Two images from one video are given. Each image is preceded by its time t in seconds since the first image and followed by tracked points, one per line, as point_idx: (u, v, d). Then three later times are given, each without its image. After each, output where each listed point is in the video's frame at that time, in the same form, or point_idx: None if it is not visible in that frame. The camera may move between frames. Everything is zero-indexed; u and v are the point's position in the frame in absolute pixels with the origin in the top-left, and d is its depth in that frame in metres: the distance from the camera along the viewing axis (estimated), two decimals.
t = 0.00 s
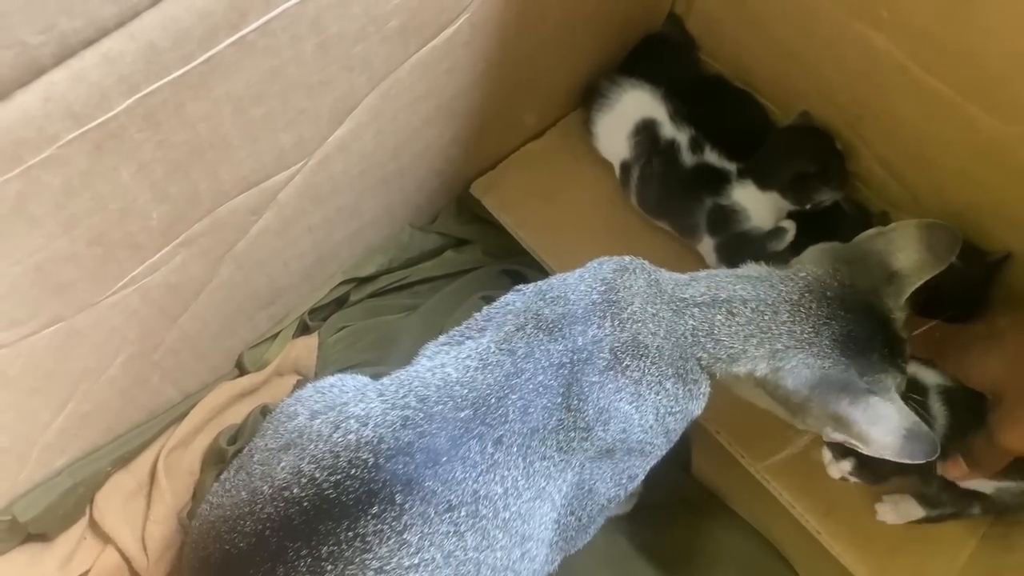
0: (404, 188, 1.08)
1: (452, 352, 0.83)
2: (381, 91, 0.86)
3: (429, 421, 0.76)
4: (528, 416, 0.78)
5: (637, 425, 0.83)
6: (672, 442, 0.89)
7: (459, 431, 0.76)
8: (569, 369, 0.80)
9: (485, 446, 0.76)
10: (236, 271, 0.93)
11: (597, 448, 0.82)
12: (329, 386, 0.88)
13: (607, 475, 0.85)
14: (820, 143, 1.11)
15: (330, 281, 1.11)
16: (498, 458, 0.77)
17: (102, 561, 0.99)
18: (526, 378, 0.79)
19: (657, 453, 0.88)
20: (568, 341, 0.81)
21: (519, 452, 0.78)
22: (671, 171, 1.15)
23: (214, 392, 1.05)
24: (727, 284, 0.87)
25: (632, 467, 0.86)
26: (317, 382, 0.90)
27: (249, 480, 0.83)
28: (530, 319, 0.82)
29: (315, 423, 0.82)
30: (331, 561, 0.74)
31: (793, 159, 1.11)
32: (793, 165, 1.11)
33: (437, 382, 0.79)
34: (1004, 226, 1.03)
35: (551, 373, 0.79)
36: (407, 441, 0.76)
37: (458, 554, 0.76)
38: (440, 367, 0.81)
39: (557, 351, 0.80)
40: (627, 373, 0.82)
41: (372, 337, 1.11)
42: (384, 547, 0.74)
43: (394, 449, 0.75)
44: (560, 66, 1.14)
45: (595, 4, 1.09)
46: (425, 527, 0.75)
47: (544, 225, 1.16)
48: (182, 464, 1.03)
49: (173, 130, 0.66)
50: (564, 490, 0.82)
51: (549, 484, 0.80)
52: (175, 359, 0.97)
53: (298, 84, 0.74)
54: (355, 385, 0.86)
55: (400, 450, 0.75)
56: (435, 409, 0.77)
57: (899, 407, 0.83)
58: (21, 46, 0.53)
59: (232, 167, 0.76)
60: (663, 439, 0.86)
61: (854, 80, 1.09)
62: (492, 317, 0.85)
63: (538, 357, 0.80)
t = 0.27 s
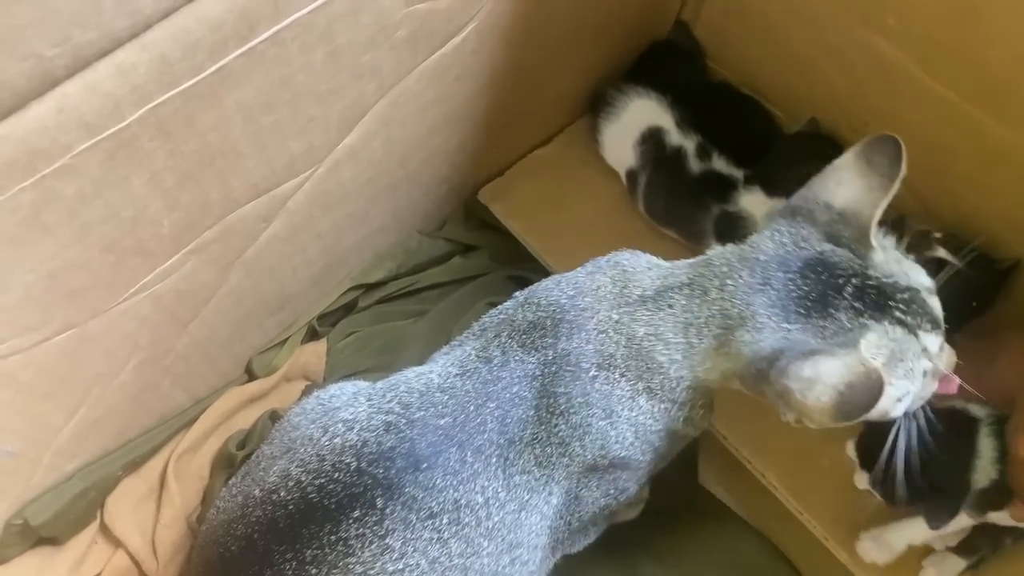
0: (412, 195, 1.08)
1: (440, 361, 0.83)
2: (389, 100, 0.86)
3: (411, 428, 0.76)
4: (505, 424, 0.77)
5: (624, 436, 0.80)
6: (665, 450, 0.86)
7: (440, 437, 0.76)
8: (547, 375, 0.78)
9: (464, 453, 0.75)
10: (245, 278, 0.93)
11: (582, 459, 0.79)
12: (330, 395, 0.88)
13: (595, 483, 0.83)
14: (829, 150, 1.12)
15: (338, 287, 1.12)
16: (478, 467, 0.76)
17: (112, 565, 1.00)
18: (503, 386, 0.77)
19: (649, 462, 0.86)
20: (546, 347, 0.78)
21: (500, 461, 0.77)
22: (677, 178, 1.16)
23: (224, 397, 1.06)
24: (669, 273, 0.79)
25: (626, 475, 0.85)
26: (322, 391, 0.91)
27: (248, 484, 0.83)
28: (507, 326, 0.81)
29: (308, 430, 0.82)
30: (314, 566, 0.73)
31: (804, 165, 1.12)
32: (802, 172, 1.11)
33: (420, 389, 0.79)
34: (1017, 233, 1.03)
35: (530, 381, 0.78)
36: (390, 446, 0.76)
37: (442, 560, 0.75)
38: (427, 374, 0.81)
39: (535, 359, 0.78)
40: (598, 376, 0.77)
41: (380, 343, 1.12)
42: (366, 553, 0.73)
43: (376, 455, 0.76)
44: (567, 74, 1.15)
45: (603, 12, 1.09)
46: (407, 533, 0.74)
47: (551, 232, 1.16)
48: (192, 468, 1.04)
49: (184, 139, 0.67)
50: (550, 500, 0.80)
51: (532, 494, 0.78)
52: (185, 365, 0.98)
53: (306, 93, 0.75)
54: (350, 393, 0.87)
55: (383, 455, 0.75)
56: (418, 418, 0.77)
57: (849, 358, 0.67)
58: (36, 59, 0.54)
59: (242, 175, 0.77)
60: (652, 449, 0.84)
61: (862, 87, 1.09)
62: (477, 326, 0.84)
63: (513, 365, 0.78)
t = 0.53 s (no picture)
0: (411, 213, 1.11)
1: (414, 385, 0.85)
2: (385, 122, 0.89)
3: (378, 451, 0.78)
4: (466, 451, 0.78)
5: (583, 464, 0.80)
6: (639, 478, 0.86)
7: (405, 461, 0.77)
8: (507, 400, 0.79)
9: (426, 478, 0.77)
10: (248, 294, 0.96)
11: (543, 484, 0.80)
12: (319, 413, 0.90)
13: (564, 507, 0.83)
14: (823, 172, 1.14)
15: (340, 301, 1.15)
16: (440, 491, 0.77)
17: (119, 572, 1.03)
18: (466, 412, 0.79)
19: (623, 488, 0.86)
20: (507, 373, 0.79)
21: (463, 486, 0.78)
22: (672, 198, 1.17)
23: (228, 409, 1.09)
24: (598, 292, 0.81)
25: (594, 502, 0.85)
26: (317, 406, 0.93)
27: (235, 499, 0.86)
28: (475, 350, 0.82)
29: (289, 450, 0.85)
30: None
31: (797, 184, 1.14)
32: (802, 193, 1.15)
33: (390, 412, 0.82)
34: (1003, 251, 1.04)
35: (492, 407, 0.79)
36: (358, 469, 0.77)
37: None
38: (400, 397, 0.83)
39: (496, 384, 0.79)
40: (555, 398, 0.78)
41: (383, 356, 1.15)
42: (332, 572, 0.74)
43: (345, 476, 0.77)
44: (564, 93, 1.17)
45: (599, 34, 1.12)
46: (372, 553, 0.75)
47: (550, 248, 1.18)
48: (197, 478, 1.07)
49: (184, 165, 0.70)
50: (516, 525, 0.81)
51: (497, 519, 0.79)
52: (190, 378, 1.01)
53: (303, 118, 0.78)
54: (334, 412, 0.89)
55: (349, 477, 0.77)
56: (387, 442, 0.79)
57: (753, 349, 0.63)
58: (38, 94, 0.56)
59: (241, 197, 0.80)
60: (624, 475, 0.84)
61: (853, 105, 1.11)
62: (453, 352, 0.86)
63: (477, 391, 0.80)
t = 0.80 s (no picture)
0: (413, 226, 1.23)
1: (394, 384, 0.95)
2: (385, 147, 1.01)
3: (354, 441, 0.89)
4: (422, 447, 0.87)
5: (526, 465, 0.87)
6: (594, 478, 0.92)
7: (373, 452, 0.88)
8: (462, 401, 0.88)
9: (390, 467, 0.87)
10: (263, 297, 1.09)
11: (495, 479, 0.89)
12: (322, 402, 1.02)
13: (524, 501, 0.91)
14: (793, 195, 1.24)
15: (348, 304, 1.27)
16: (404, 480, 0.87)
17: (146, 542, 1.16)
18: (428, 411, 0.89)
19: (581, 486, 0.93)
20: (464, 377, 0.89)
21: (423, 478, 0.87)
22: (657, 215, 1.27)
23: (245, 399, 1.22)
24: (512, 305, 0.89)
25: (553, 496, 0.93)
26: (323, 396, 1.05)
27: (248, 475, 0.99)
28: (443, 354, 0.93)
29: (290, 435, 0.97)
30: (272, 550, 0.88)
31: (769, 206, 1.25)
32: (767, 212, 1.25)
33: (369, 405, 0.93)
34: (953, 269, 1.15)
35: (447, 407, 0.88)
36: (337, 455, 0.89)
37: (378, 555, 0.87)
38: (379, 393, 0.94)
39: (452, 387, 0.89)
40: (497, 398, 0.86)
41: (386, 354, 1.25)
42: (312, 542, 0.86)
43: (325, 461, 0.89)
44: (556, 118, 1.28)
45: (587, 65, 1.23)
46: (346, 529, 0.86)
47: (538, 257, 1.28)
48: (217, 461, 1.19)
49: (204, 186, 0.82)
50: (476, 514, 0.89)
51: (456, 508, 0.88)
52: (212, 371, 1.13)
53: (309, 146, 0.89)
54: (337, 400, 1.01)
55: (329, 461, 0.89)
56: (363, 434, 0.89)
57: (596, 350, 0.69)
58: (83, 133, 0.67)
59: (255, 213, 0.92)
60: (577, 475, 0.91)
61: (823, 133, 1.21)
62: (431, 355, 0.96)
63: (438, 392, 0.90)
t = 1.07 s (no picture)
0: (460, 218, 1.35)
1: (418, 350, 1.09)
2: (438, 143, 1.13)
3: (379, 393, 1.03)
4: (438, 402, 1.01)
5: (523, 426, 1.01)
6: (586, 448, 1.06)
7: (396, 403, 1.02)
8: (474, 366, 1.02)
9: (409, 418, 1.01)
10: (320, 268, 1.22)
11: (497, 438, 1.02)
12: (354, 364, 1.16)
13: (522, 463, 1.05)
14: (819, 222, 1.32)
15: (395, 285, 1.40)
16: (420, 430, 1.01)
17: (198, 480, 1.29)
18: (446, 373, 1.03)
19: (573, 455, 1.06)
20: (478, 346, 1.03)
21: (437, 430, 1.01)
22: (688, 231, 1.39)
23: (297, 361, 1.35)
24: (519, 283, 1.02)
25: (549, 461, 1.06)
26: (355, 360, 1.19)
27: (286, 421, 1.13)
28: (462, 328, 1.07)
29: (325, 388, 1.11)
30: (302, 481, 1.01)
31: (794, 232, 1.34)
32: (793, 236, 1.34)
33: (395, 365, 1.06)
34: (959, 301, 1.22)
35: (462, 370, 1.03)
36: (363, 404, 1.02)
37: (391, 494, 1.01)
38: (405, 356, 1.08)
39: (467, 354, 1.03)
40: (504, 364, 1.00)
41: (424, 334, 1.36)
42: (335, 477, 1.00)
43: (353, 408, 1.02)
44: (600, 131, 1.39)
45: (631, 84, 1.34)
46: (366, 468, 1.00)
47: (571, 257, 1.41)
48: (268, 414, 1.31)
49: (276, 160, 0.96)
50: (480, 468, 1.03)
51: (463, 460, 1.02)
52: (269, 330, 1.27)
53: (370, 134, 1.02)
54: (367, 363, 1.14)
55: (356, 408, 1.02)
56: (387, 388, 1.03)
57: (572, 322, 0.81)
58: (180, 103, 0.79)
59: (319, 189, 1.05)
60: (570, 444, 1.04)
61: (850, 162, 1.29)
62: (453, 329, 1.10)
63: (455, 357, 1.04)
